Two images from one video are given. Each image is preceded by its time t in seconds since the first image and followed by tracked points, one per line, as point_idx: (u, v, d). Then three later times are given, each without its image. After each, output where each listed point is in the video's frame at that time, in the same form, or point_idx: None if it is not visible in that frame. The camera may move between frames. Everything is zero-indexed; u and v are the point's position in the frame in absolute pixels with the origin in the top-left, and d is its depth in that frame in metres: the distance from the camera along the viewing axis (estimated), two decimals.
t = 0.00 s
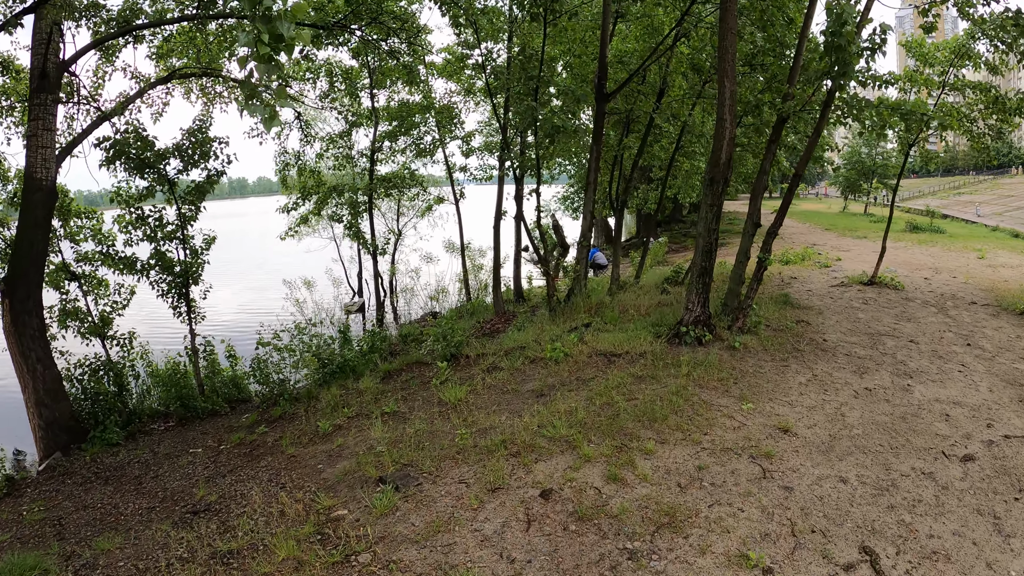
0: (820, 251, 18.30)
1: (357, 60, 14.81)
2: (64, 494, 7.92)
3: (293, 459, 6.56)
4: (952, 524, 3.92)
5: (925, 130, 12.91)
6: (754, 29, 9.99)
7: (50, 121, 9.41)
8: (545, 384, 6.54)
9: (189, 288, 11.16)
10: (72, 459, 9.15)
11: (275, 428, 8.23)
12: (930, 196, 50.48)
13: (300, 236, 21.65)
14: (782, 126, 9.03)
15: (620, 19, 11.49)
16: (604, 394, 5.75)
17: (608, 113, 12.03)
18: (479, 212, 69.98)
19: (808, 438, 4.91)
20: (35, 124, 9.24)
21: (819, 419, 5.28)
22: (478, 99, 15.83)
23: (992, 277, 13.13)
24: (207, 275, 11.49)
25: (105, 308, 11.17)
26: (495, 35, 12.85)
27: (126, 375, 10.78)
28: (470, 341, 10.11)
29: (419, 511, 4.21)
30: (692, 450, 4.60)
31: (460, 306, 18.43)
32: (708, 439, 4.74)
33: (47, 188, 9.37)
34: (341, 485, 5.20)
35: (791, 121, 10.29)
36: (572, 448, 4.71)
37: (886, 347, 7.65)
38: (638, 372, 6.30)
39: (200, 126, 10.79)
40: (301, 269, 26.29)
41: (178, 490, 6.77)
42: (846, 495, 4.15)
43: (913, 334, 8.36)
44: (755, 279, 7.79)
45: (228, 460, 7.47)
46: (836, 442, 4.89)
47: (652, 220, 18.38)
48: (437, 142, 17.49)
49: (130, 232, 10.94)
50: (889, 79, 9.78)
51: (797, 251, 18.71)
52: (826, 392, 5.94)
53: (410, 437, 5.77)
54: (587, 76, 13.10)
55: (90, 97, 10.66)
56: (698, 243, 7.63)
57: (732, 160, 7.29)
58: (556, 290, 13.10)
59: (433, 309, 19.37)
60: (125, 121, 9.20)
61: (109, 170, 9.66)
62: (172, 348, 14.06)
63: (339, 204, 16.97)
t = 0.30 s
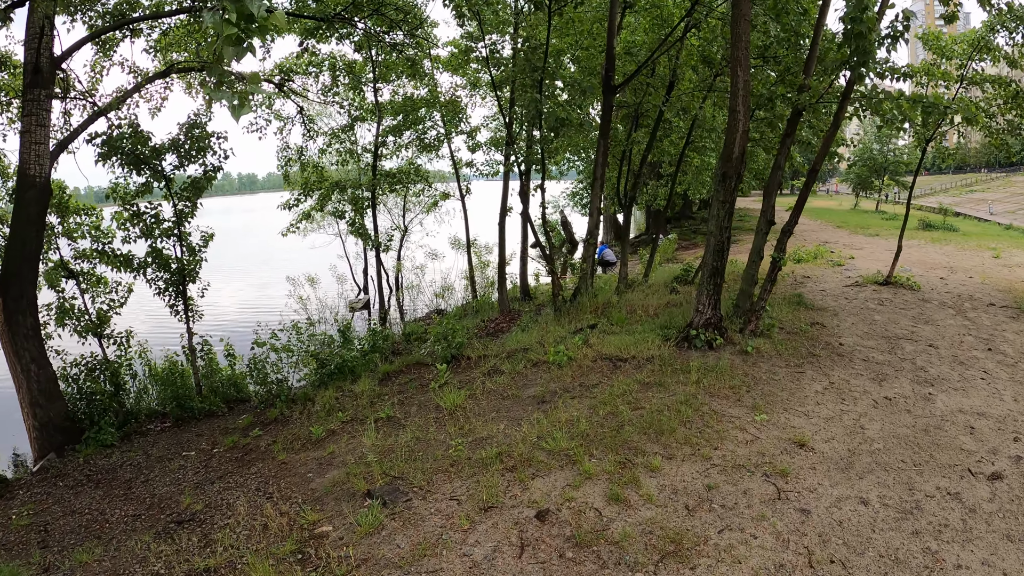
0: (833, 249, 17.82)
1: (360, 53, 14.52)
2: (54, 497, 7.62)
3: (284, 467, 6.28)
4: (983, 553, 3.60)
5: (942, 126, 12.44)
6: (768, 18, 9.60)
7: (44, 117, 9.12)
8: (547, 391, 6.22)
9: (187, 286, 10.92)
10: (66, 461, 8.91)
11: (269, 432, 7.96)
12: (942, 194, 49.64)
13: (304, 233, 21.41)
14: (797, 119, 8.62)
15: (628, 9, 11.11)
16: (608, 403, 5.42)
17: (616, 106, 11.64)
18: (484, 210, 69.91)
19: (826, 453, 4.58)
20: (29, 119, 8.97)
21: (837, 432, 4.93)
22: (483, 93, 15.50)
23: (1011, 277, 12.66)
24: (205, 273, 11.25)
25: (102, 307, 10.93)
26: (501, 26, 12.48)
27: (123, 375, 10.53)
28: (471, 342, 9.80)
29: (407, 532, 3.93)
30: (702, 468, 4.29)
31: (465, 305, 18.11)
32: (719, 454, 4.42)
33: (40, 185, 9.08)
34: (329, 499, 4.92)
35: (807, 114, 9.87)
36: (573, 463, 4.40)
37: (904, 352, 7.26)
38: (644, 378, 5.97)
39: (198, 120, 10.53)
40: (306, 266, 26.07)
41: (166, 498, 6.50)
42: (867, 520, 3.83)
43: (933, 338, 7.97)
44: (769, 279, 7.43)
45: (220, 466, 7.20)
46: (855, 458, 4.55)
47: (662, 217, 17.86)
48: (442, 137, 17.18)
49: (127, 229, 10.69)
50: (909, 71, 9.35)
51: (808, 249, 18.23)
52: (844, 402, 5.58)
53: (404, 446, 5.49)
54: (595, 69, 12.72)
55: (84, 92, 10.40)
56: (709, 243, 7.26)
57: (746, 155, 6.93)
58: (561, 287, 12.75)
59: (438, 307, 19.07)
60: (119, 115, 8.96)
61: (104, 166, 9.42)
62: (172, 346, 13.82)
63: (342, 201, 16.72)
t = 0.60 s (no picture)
0: (850, 248, 17.25)
1: (366, 46, 14.25)
2: (45, 500, 7.40)
3: (276, 475, 6.02)
4: None
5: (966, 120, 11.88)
6: (787, 6, 9.16)
7: (41, 112, 8.91)
8: (552, 398, 5.89)
9: (188, 284, 10.72)
10: (61, 462, 8.71)
11: (266, 436, 7.72)
12: (959, 192, 48.63)
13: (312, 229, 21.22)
14: (818, 112, 8.16)
15: None
16: (615, 414, 5.07)
17: (628, 100, 11.25)
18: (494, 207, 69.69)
19: (850, 473, 4.21)
20: (27, 115, 8.74)
21: (861, 448, 4.55)
22: (492, 86, 15.15)
23: None
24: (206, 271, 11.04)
25: (103, 304, 10.74)
26: (510, 18, 12.14)
27: (123, 373, 10.34)
28: (476, 343, 9.49)
29: (394, 556, 3.65)
30: (715, 489, 3.95)
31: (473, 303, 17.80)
32: (734, 474, 4.09)
33: (37, 181, 8.86)
34: (317, 514, 4.64)
35: (828, 108, 9.40)
36: (576, 482, 4.08)
37: (928, 358, 6.83)
38: (655, 387, 5.61)
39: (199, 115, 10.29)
40: (315, 263, 25.93)
41: (157, 506, 6.24)
42: (896, 551, 3.47)
43: (959, 344, 7.51)
44: (787, 281, 7.03)
45: (214, 471, 6.94)
46: (881, 478, 4.18)
47: (676, 214, 17.35)
48: (450, 132, 16.87)
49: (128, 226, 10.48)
50: (936, 61, 8.85)
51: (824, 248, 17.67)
52: (867, 414, 5.19)
53: (398, 457, 5.19)
54: (607, 61, 12.32)
55: (85, 88, 10.22)
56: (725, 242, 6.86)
57: (764, 149, 6.53)
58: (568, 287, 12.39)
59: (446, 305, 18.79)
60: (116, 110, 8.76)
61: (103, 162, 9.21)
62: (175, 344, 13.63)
63: (348, 197, 16.48)
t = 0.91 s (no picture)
0: (866, 248, 16.75)
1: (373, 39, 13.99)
2: (39, 502, 7.27)
3: (268, 483, 5.81)
4: None
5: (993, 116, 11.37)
6: None
7: (39, 107, 8.76)
8: (553, 407, 5.63)
9: (189, 281, 10.56)
10: (59, 461, 8.59)
11: (262, 439, 7.54)
12: (979, 189, 47.50)
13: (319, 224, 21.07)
14: (838, 106, 7.75)
15: None
16: (618, 427, 4.80)
17: (640, 94, 10.89)
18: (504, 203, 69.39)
19: (869, 499, 3.92)
20: (24, 110, 8.58)
21: (881, 470, 4.25)
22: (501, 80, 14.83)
23: None
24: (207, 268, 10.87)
25: (104, 301, 10.62)
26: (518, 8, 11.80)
27: (123, 371, 10.22)
28: (478, 344, 9.24)
29: None
30: (722, 516, 3.70)
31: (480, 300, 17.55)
32: (743, 499, 3.82)
33: (35, 177, 8.72)
34: (303, 528, 4.43)
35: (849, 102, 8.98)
36: (574, 506, 3.86)
37: (951, 368, 6.47)
38: (661, 398, 5.33)
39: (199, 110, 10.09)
40: (323, 258, 25.81)
41: (147, 512, 6.07)
42: None
43: (983, 352, 7.13)
44: (803, 286, 6.69)
45: (207, 475, 6.77)
46: (902, 505, 3.89)
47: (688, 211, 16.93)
48: (458, 126, 16.58)
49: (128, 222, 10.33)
50: (965, 53, 8.39)
51: (840, 247, 17.19)
52: (887, 430, 4.87)
53: (390, 468, 4.97)
54: (618, 54, 11.95)
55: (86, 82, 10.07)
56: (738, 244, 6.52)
57: (782, 145, 6.17)
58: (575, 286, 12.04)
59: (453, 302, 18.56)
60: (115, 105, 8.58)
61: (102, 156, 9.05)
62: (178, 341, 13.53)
63: (354, 192, 16.28)
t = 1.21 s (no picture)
0: (884, 246, 16.24)
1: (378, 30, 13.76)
2: (35, 496, 7.21)
3: (255, 484, 5.67)
4: None
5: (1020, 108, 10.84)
6: None
7: (39, 101, 8.66)
8: (549, 411, 5.40)
9: (190, 275, 10.46)
10: (57, 455, 8.55)
11: (256, 437, 7.41)
12: (1002, 186, 46.20)
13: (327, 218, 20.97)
14: (856, 96, 7.36)
15: None
16: (616, 436, 4.56)
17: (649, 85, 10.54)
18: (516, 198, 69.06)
19: (881, 522, 3.67)
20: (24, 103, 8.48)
21: (895, 488, 3.99)
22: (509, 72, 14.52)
23: None
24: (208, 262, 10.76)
25: (106, 295, 10.56)
26: None
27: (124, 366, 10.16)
28: (480, 342, 9.02)
29: None
30: (720, 538, 3.50)
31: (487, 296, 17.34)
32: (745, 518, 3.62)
33: (34, 171, 8.63)
34: (283, 535, 4.27)
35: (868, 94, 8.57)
36: (564, 521, 3.69)
37: (972, 374, 6.13)
38: (663, 403, 5.07)
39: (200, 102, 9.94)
40: (332, 252, 25.76)
41: (136, 511, 5.95)
42: None
43: (1006, 356, 6.76)
44: (816, 286, 6.36)
45: (199, 473, 6.64)
46: (917, 528, 3.64)
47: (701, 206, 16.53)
48: (466, 119, 16.31)
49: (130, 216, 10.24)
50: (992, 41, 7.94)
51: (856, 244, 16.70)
52: (902, 442, 4.57)
53: (377, 473, 4.79)
54: (628, 44, 11.60)
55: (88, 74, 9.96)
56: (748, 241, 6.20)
57: (795, 137, 5.83)
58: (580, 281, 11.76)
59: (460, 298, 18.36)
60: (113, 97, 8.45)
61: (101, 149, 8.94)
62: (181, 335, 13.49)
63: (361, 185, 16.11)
